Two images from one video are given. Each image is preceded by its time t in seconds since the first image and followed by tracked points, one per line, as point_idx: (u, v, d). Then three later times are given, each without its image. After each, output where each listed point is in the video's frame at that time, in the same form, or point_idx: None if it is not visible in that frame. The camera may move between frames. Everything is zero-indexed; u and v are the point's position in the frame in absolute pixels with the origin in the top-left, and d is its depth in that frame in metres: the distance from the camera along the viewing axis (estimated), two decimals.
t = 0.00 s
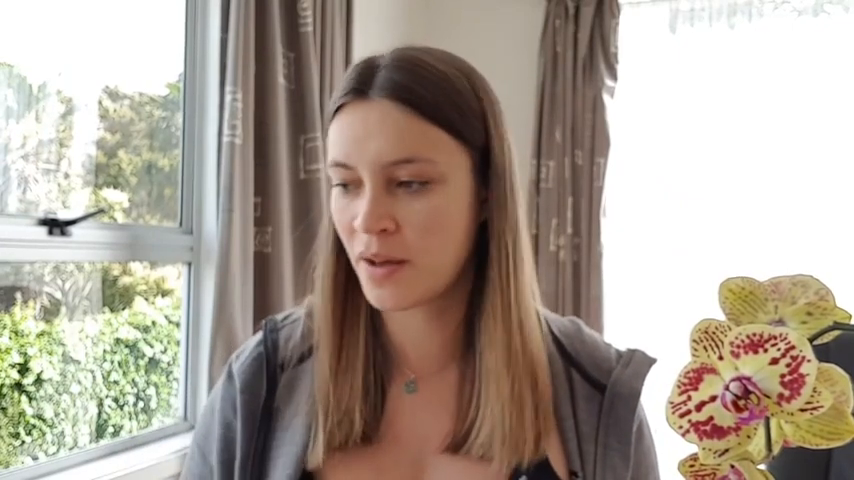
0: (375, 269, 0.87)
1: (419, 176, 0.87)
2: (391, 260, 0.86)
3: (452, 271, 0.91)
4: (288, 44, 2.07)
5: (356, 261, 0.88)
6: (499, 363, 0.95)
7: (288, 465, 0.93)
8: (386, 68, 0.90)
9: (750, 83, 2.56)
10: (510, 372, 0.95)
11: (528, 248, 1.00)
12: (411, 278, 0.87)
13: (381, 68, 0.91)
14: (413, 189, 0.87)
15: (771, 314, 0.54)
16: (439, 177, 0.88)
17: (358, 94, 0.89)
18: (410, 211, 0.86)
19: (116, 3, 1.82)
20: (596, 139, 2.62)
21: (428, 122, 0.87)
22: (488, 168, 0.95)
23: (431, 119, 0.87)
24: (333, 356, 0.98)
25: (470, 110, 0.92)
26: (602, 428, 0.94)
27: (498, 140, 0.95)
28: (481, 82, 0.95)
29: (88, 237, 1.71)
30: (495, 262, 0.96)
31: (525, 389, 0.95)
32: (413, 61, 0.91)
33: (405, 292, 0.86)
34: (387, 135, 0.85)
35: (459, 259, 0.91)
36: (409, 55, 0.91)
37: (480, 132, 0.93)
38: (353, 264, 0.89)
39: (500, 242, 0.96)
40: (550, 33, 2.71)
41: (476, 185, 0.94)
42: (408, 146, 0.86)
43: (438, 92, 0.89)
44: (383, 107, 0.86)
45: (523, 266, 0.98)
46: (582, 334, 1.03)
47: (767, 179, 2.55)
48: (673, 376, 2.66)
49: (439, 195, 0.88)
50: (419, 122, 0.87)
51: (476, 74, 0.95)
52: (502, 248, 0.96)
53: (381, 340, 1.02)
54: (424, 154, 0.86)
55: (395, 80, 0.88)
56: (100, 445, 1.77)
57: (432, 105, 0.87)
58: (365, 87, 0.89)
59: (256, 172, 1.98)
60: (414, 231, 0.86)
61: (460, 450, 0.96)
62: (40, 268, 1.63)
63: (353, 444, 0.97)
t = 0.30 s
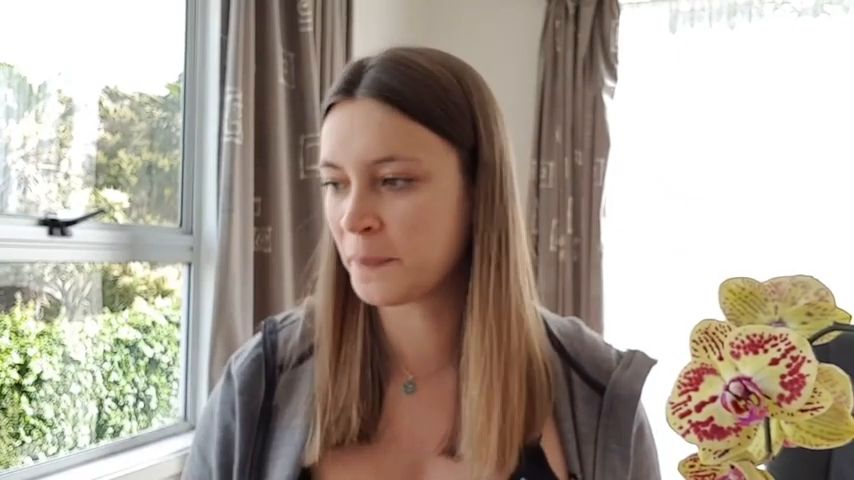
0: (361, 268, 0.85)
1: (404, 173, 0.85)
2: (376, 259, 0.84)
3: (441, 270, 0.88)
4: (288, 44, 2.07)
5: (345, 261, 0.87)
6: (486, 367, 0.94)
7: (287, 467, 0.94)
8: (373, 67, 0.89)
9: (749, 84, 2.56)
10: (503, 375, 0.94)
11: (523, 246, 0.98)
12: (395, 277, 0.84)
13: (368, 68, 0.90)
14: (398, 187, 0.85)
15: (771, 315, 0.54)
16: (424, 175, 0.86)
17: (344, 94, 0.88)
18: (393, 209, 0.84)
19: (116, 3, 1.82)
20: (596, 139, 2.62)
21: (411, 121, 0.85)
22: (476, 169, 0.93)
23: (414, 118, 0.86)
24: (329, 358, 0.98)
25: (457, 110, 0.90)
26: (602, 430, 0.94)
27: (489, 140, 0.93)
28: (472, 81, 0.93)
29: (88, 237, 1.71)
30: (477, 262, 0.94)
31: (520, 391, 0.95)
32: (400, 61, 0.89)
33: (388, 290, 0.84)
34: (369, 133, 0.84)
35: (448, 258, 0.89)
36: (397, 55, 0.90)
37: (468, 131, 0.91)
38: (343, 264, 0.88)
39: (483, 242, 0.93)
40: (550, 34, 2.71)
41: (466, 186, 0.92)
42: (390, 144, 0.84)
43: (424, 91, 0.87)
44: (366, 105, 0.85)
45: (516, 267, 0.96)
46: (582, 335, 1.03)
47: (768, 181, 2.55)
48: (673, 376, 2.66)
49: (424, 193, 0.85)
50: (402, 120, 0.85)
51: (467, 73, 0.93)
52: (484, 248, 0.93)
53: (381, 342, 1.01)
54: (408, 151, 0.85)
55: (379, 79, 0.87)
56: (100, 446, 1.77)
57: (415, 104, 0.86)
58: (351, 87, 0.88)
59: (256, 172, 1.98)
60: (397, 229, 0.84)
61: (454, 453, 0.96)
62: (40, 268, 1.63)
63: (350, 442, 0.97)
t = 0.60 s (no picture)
0: (351, 268, 0.83)
1: (396, 173, 0.83)
2: (366, 258, 0.83)
3: (435, 272, 0.87)
4: (288, 44, 2.08)
5: (337, 260, 0.86)
6: (480, 370, 0.94)
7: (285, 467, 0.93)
8: (367, 66, 0.88)
9: (749, 84, 2.56)
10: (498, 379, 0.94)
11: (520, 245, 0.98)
12: (385, 278, 0.83)
13: (363, 67, 0.88)
14: (390, 188, 0.84)
15: (771, 314, 0.54)
16: (416, 175, 0.84)
17: (339, 93, 0.87)
18: (384, 209, 0.83)
19: (116, 3, 1.82)
20: (596, 139, 2.62)
21: (404, 121, 0.84)
22: (471, 173, 0.91)
23: (407, 118, 0.84)
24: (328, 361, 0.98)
25: (452, 109, 0.89)
26: (601, 430, 0.94)
27: (484, 142, 0.92)
28: (468, 79, 0.92)
29: (88, 237, 1.71)
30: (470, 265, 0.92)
31: (516, 392, 0.95)
32: (394, 59, 0.88)
33: (377, 291, 0.83)
34: (362, 131, 0.83)
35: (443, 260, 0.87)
36: (393, 53, 0.89)
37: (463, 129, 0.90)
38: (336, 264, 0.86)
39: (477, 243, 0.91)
40: (550, 34, 2.71)
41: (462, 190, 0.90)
42: (381, 143, 0.83)
43: (417, 90, 0.86)
44: (360, 104, 0.84)
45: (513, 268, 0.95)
46: (581, 335, 1.03)
47: (768, 181, 2.55)
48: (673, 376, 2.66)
49: (416, 194, 0.84)
50: (394, 120, 0.84)
51: (463, 72, 0.92)
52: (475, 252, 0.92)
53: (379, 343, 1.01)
54: (401, 151, 0.83)
55: (372, 79, 0.86)
56: (100, 446, 1.77)
57: (408, 103, 0.84)
58: (345, 86, 0.87)
59: (256, 172, 1.98)
60: (388, 229, 0.82)
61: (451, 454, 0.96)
62: (40, 268, 1.63)
63: (348, 444, 0.97)
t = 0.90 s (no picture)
0: (330, 301, 0.81)
1: (382, 202, 0.80)
2: (347, 293, 0.80)
3: (421, 305, 0.84)
4: (288, 44, 2.08)
5: (314, 289, 0.83)
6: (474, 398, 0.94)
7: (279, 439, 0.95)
8: (357, 77, 0.85)
9: (750, 84, 2.56)
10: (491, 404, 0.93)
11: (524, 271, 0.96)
12: (363, 314, 0.80)
13: (352, 77, 0.86)
14: (376, 217, 0.81)
15: (771, 315, 0.54)
16: (404, 205, 0.81)
17: (324, 105, 0.84)
18: (368, 241, 0.80)
19: (116, 3, 1.82)
20: (596, 139, 2.62)
21: (393, 145, 0.81)
22: (466, 196, 0.90)
23: (397, 140, 0.81)
24: (321, 391, 0.98)
25: (448, 132, 0.86)
26: (607, 448, 0.91)
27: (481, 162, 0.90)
28: (465, 96, 0.89)
29: (88, 237, 1.71)
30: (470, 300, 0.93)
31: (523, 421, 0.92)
32: (387, 72, 0.85)
33: (356, 326, 0.80)
34: (351, 154, 0.79)
35: (432, 293, 0.85)
36: (384, 66, 0.86)
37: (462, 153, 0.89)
38: (313, 291, 0.83)
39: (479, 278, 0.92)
40: (550, 34, 2.71)
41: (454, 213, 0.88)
42: (368, 169, 0.79)
43: (411, 109, 0.83)
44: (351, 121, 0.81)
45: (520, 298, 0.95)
46: (590, 342, 0.99)
47: (768, 181, 2.55)
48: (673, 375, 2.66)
49: (402, 226, 0.81)
50: (383, 144, 0.80)
51: (461, 86, 0.90)
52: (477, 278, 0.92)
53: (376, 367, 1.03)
54: (391, 180, 0.80)
55: (362, 92, 0.83)
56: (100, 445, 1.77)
57: (399, 125, 0.81)
58: (330, 98, 0.84)
59: (256, 172, 1.98)
60: (371, 262, 0.80)
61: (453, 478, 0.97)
62: (40, 268, 1.63)
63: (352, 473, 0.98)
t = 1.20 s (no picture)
0: (270, 293, 0.79)
1: (320, 185, 0.79)
2: (286, 286, 0.79)
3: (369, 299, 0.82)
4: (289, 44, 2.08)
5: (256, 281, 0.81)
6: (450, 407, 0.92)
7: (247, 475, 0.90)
8: (301, 50, 0.84)
9: (749, 84, 2.56)
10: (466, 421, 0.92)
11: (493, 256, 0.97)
12: (304, 310, 0.78)
13: (296, 50, 0.85)
14: (315, 202, 0.80)
15: (771, 314, 0.54)
16: (345, 188, 0.80)
17: (262, 83, 0.83)
18: (305, 228, 0.79)
19: (116, 3, 1.82)
20: (596, 139, 2.62)
21: (333, 122, 0.80)
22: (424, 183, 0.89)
23: (337, 117, 0.80)
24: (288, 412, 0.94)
25: (397, 112, 0.85)
26: (601, 455, 0.91)
27: (436, 142, 0.89)
28: (421, 71, 0.88)
29: (88, 237, 1.72)
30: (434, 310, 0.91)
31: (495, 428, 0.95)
32: (334, 46, 0.84)
33: (297, 324, 0.78)
34: (287, 137, 0.78)
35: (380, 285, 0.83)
36: (331, 42, 0.84)
37: (415, 135, 0.87)
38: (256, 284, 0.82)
39: (443, 278, 0.90)
40: (550, 34, 2.71)
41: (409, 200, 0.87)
42: (304, 149, 0.78)
43: (354, 88, 0.81)
44: (292, 102, 0.80)
45: (485, 284, 0.94)
46: (572, 343, 0.98)
47: (768, 181, 2.55)
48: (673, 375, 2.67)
49: (344, 211, 0.80)
50: (321, 123, 0.79)
51: (418, 60, 0.88)
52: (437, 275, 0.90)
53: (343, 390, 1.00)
54: (329, 165, 0.79)
55: (304, 67, 0.82)
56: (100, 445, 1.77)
57: (341, 102, 0.80)
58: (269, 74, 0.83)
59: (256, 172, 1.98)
60: (309, 250, 0.78)
61: None
62: (40, 268, 1.63)
63: None
